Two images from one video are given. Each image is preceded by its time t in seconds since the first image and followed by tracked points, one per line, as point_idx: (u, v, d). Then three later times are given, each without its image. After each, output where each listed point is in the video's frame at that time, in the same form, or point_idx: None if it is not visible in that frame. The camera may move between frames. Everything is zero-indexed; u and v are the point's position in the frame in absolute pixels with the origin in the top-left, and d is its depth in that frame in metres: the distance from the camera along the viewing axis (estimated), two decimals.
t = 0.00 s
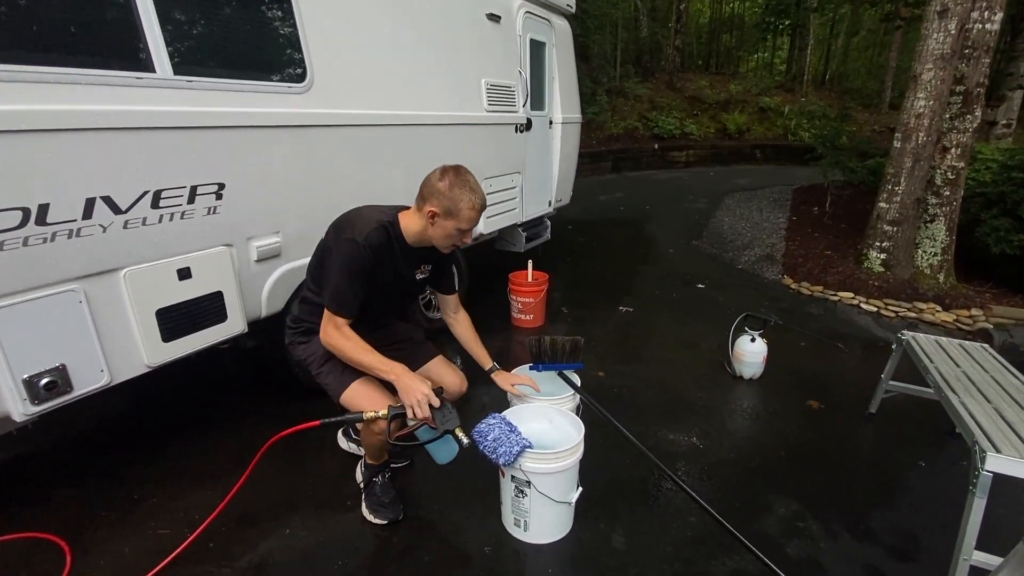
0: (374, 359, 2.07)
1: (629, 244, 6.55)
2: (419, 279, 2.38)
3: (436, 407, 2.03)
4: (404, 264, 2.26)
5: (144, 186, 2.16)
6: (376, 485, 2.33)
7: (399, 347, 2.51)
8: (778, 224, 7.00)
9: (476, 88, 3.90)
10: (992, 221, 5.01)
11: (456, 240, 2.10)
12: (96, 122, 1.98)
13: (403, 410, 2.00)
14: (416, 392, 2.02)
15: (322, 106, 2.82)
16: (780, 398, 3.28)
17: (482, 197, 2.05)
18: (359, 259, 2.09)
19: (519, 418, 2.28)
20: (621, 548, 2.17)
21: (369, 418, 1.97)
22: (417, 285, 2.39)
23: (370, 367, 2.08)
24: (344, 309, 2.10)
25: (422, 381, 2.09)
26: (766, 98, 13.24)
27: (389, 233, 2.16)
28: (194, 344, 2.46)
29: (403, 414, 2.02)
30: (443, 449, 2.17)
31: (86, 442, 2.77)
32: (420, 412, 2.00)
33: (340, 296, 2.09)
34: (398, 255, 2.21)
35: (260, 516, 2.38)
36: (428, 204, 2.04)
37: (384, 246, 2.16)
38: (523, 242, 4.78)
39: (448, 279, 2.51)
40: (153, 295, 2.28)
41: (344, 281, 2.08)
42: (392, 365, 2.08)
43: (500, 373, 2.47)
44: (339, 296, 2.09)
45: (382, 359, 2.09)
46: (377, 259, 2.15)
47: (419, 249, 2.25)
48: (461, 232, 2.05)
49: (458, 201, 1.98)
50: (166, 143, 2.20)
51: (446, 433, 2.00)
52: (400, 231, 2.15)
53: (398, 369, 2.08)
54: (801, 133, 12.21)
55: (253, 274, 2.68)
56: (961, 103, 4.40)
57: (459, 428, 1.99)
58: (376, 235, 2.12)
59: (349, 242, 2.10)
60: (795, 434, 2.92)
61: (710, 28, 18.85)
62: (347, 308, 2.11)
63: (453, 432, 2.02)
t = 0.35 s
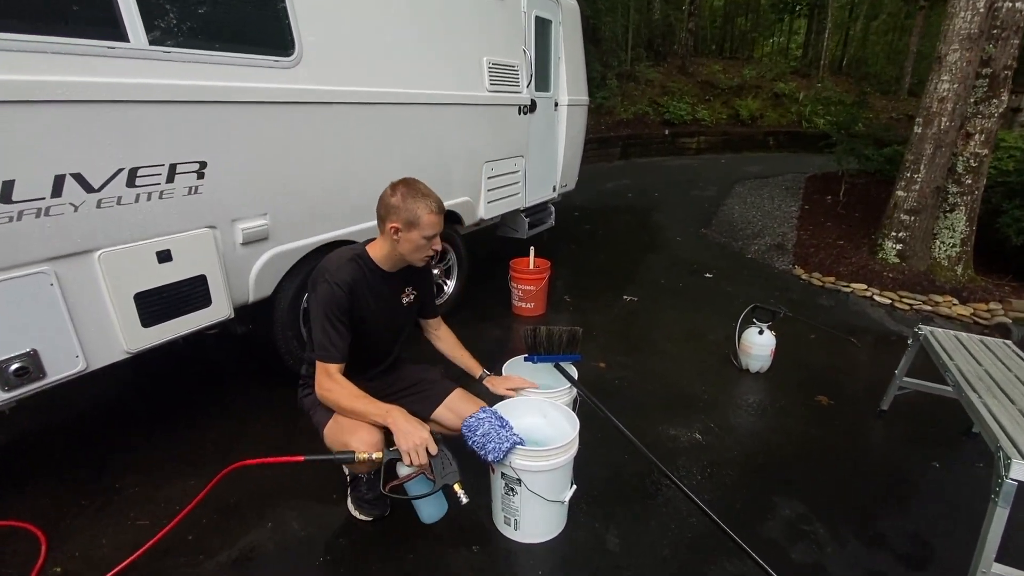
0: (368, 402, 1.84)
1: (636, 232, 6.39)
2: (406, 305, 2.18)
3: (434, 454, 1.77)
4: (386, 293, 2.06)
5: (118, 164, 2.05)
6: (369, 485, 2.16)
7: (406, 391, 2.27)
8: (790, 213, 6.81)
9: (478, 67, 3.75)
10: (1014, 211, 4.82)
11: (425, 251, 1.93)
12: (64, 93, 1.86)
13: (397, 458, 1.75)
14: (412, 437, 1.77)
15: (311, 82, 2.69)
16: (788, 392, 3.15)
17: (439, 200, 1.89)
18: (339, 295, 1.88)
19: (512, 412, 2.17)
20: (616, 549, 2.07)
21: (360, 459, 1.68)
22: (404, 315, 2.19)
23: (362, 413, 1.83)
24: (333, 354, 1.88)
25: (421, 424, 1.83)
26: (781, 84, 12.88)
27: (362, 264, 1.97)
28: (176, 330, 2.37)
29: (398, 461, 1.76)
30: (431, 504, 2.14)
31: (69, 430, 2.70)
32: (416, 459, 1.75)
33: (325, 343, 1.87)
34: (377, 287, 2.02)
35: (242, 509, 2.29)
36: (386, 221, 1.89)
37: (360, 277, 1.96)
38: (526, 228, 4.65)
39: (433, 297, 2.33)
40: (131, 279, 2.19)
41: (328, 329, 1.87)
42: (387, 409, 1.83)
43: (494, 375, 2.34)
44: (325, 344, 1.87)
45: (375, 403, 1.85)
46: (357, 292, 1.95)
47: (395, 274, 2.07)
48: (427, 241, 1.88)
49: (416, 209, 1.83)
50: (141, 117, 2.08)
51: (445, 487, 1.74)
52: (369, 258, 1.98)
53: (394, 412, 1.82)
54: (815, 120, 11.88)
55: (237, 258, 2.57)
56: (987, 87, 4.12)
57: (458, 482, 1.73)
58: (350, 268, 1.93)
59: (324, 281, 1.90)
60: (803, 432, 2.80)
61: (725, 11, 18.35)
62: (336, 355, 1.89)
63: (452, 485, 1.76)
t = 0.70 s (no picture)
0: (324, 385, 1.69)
1: (647, 218, 6.16)
2: (374, 287, 2.04)
3: (396, 442, 1.59)
4: (350, 271, 1.94)
5: (77, 126, 1.90)
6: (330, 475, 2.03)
7: (384, 375, 2.16)
8: (809, 201, 6.53)
9: (480, 37, 3.55)
10: None
11: (346, 210, 1.77)
12: (13, 45, 1.71)
13: (356, 447, 1.59)
14: (371, 423, 1.60)
15: (296, 46, 2.51)
16: (803, 386, 2.95)
17: (362, 155, 1.78)
18: (290, 272, 1.77)
19: (500, 402, 2.00)
20: (609, 553, 1.90)
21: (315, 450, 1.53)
22: (377, 295, 2.06)
23: (319, 397, 1.69)
24: (288, 335, 1.77)
25: (383, 407, 1.67)
26: (803, 68, 12.43)
27: (318, 239, 1.86)
28: (146, 309, 2.23)
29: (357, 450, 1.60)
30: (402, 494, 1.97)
31: (42, 411, 2.59)
32: (376, 448, 1.58)
33: (276, 321, 1.76)
34: (338, 263, 1.90)
35: (213, 498, 2.16)
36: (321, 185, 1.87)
37: (317, 253, 1.85)
38: (530, 211, 4.46)
39: (414, 277, 2.20)
40: (94, 253, 2.04)
41: (277, 306, 1.77)
42: (344, 392, 1.68)
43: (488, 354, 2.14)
44: (276, 321, 1.76)
45: (332, 386, 1.70)
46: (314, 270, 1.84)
47: (358, 251, 1.94)
48: (341, 196, 1.76)
49: (328, 161, 1.78)
50: (103, 75, 1.93)
51: (409, 478, 1.57)
52: (320, 230, 1.89)
53: (352, 396, 1.67)
54: (838, 106, 11.45)
55: (214, 233, 2.42)
56: None
57: (423, 473, 1.55)
58: (302, 242, 1.82)
59: (275, 256, 1.80)
60: (818, 429, 2.60)
61: None
62: (288, 334, 1.76)
63: (418, 476, 1.58)
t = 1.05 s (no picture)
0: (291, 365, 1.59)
1: (662, 204, 5.93)
2: (353, 264, 1.94)
3: (367, 424, 1.46)
4: (327, 246, 1.84)
5: (38, 85, 1.76)
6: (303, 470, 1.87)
7: (372, 356, 2.07)
8: (833, 188, 6.24)
9: (486, 7, 3.35)
10: None
11: (316, 178, 1.69)
12: None
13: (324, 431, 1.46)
14: (340, 405, 1.48)
15: (283, 7, 2.35)
16: (824, 381, 2.74)
17: (327, 116, 1.68)
18: (260, 245, 1.67)
19: (493, 392, 1.84)
20: (608, 559, 1.73)
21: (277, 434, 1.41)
22: (357, 271, 1.96)
23: (287, 378, 1.58)
24: (258, 314, 1.66)
25: (354, 387, 1.54)
26: (829, 53, 11.95)
27: (289, 211, 1.76)
28: (122, 285, 2.10)
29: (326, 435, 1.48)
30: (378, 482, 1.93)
31: (23, 392, 2.49)
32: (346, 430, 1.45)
33: (245, 298, 1.66)
34: (313, 236, 1.80)
35: (189, 486, 2.04)
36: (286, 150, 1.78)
37: (288, 226, 1.75)
38: (539, 194, 4.27)
39: (397, 254, 2.10)
40: (61, 225, 1.90)
41: (246, 282, 1.67)
42: (313, 372, 1.56)
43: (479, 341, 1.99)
44: (244, 299, 1.66)
45: (300, 366, 1.59)
46: (285, 243, 1.74)
47: (333, 225, 1.85)
48: (308, 162, 1.66)
49: (291, 127, 1.69)
50: (66, 31, 1.78)
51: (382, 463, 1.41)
52: (289, 200, 1.79)
53: (320, 375, 1.55)
54: (865, 92, 11.00)
55: (196, 205, 2.28)
56: None
57: (397, 456, 1.40)
58: (271, 213, 1.72)
59: (243, 230, 1.70)
60: (841, 426, 2.40)
61: None
62: (258, 312, 1.66)
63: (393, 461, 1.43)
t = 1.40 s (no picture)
0: (271, 342, 1.54)
1: (677, 192, 5.76)
2: (346, 240, 1.86)
3: (347, 408, 1.42)
4: (317, 220, 1.77)
5: (19, 48, 1.67)
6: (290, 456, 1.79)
7: (371, 337, 2.00)
8: (855, 177, 6.03)
9: None
10: None
11: (323, 159, 1.61)
12: None
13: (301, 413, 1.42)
14: (318, 386, 1.44)
15: None
16: (847, 372, 2.61)
17: (339, 93, 1.59)
18: (244, 217, 1.61)
19: (495, 377, 1.73)
20: (614, 555, 1.63)
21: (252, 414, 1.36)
22: (351, 248, 1.89)
23: (265, 356, 1.54)
24: (242, 290, 1.60)
25: (334, 367, 1.49)
26: (852, 39, 11.57)
27: (276, 182, 1.69)
28: (113, 261, 2.02)
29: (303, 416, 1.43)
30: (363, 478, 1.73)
31: (17, 373, 2.44)
32: (324, 414, 1.41)
33: (229, 274, 1.60)
34: (302, 210, 1.73)
35: (181, 469, 1.97)
36: (280, 119, 1.63)
37: (275, 198, 1.68)
38: (550, 178, 4.15)
39: (394, 231, 2.02)
40: (48, 196, 1.81)
41: (230, 256, 1.60)
42: (292, 352, 1.51)
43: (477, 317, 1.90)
44: (228, 274, 1.60)
45: (279, 343, 1.54)
46: (272, 216, 1.67)
47: (325, 199, 1.77)
48: (319, 142, 1.57)
49: (301, 103, 1.56)
50: None
51: (361, 449, 1.39)
52: (278, 171, 1.70)
53: (299, 355, 1.51)
54: (889, 79, 10.64)
55: (190, 180, 2.19)
56: None
57: (377, 444, 1.37)
58: (256, 183, 1.65)
59: (227, 202, 1.63)
60: (865, 419, 2.27)
61: None
62: (242, 289, 1.60)
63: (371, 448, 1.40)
